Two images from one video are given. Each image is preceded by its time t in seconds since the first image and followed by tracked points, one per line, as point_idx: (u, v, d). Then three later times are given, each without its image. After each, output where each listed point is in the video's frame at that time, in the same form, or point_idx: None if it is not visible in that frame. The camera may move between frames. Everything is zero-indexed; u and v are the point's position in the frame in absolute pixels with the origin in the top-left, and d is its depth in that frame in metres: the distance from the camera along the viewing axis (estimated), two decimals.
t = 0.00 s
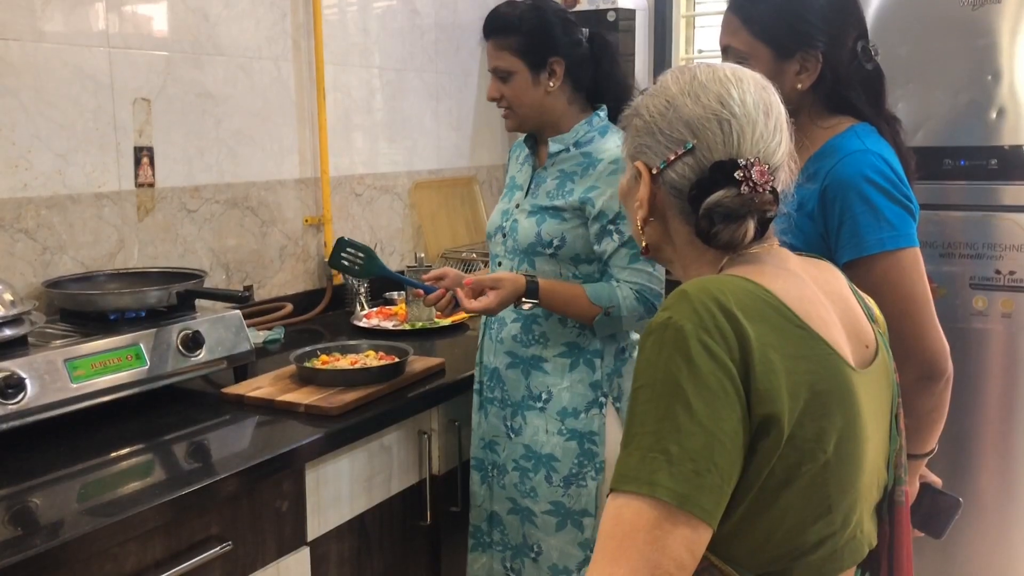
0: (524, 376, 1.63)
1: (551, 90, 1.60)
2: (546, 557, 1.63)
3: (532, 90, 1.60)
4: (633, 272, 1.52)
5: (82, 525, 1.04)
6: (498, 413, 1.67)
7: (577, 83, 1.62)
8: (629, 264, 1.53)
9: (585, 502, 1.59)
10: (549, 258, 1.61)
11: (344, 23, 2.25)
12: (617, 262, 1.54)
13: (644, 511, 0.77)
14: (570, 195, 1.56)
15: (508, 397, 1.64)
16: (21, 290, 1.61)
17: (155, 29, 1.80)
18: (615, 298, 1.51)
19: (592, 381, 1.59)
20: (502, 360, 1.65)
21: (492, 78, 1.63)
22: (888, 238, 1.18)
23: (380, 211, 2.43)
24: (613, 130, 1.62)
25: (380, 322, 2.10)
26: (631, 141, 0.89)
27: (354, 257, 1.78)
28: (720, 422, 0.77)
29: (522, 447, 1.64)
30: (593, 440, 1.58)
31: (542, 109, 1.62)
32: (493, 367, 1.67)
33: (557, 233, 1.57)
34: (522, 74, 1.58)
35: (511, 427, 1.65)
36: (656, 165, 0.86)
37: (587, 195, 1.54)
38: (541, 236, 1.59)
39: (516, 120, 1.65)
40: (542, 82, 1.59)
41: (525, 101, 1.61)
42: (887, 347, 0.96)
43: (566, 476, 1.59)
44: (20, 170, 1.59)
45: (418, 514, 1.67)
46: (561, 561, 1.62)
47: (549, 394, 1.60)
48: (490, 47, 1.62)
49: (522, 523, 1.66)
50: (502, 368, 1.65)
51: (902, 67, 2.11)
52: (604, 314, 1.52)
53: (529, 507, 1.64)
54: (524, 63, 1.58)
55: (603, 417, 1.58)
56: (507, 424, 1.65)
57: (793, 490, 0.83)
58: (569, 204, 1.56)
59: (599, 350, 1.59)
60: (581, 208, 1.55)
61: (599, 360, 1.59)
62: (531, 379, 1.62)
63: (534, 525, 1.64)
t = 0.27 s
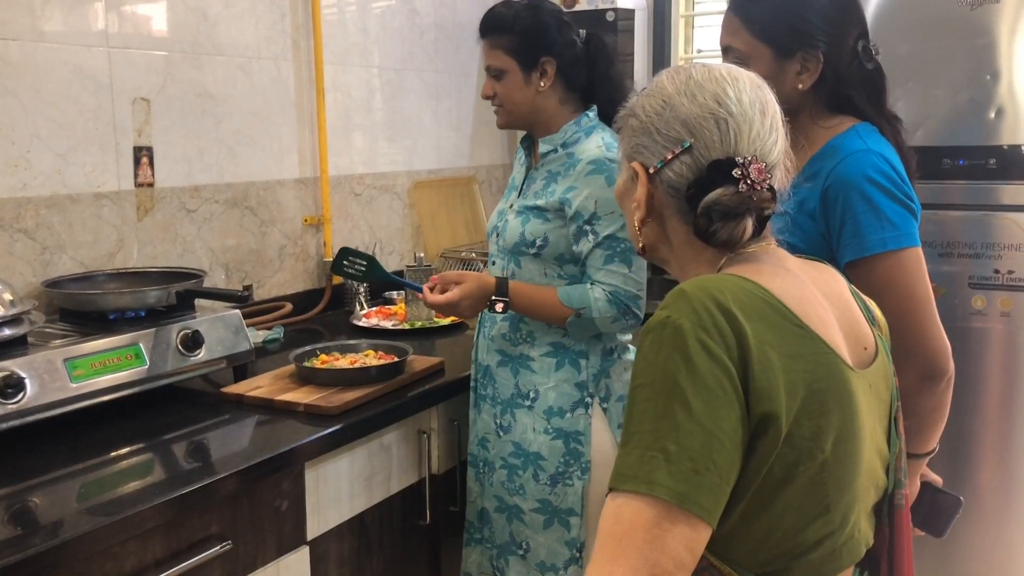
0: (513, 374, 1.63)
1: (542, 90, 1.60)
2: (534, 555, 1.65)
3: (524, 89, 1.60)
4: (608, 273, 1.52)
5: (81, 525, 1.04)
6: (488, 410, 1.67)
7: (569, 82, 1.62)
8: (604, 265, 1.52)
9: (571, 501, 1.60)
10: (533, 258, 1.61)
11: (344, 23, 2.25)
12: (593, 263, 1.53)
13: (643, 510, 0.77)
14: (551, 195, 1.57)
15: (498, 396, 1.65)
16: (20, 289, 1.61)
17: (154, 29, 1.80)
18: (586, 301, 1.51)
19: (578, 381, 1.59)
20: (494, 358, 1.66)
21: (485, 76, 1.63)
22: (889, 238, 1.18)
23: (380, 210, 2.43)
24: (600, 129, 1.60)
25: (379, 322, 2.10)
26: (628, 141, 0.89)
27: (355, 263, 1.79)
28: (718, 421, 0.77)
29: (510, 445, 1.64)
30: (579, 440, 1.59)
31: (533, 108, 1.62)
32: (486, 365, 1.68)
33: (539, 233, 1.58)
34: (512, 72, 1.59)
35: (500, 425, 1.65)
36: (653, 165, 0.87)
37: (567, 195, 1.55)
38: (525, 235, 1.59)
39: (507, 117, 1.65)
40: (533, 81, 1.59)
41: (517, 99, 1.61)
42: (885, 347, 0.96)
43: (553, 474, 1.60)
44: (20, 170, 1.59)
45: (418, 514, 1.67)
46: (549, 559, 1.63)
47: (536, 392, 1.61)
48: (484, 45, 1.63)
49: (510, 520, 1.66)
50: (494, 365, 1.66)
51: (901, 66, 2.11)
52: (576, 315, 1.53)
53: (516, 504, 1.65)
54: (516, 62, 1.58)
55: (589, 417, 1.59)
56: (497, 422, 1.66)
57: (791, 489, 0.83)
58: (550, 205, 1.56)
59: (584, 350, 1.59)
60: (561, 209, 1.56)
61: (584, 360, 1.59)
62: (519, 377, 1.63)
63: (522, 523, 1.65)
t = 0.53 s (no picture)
0: (507, 376, 1.63)
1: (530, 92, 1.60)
2: (515, 557, 1.65)
3: (512, 92, 1.60)
4: (591, 273, 1.52)
5: (77, 528, 1.04)
6: (481, 413, 1.66)
7: (557, 86, 1.62)
8: (587, 265, 1.53)
9: (557, 502, 1.62)
10: (522, 261, 1.62)
11: (341, 26, 2.25)
12: (577, 264, 1.54)
13: (639, 513, 0.77)
14: (536, 198, 1.58)
15: (493, 398, 1.64)
16: (16, 293, 1.61)
17: (151, 32, 1.80)
18: (569, 300, 1.52)
19: (571, 382, 1.61)
20: (489, 361, 1.66)
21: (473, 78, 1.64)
22: (886, 242, 1.18)
23: (376, 213, 2.43)
24: (584, 131, 1.60)
25: (376, 325, 2.11)
26: (624, 145, 0.89)
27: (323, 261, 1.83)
28: (713, 423, 0.77)
29: (503, 447, 1.63)
30: (570, 440, 1.61)
31: (521, 111, 1.62)
32: (481, 368, 1.67)
33: (526, 236, 1.59)
34: (501, 74, 1.59)
35: (494, 428, 1.64)
36: (650, 168, 0.87)
37: (551, 197, 1.55)
38: (512, 239, 1.61)
39: (495, 119, 1.65)
40: (521, 84, 1.59)
41: (504, 102, 1.61)
42: (880, 350, 0.97)
43: (541, 475, 1.61)
44: (16, 174, 1.59)
45: (414, 517, 1.67)
46: (530, 562, 1.64)
47: (531, 394, 1.61)
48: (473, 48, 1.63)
49: (499, 523, 1.66)
50: (489, 369, 1.65)
51: (896, 70, 2.12)
52: (560, 315, 1.54)
53: (504, 505, 1.64)
54: (504, 64, 1.58)
55: (581, 419, 1.61)
56: (490, 425, 1.65)
57: (787, 491, 0.84)
58: (535, 207, 1.57)
59: (576, 351, 1.61)
60: (545, 211, 1.57)
61: (576, 361, 1.61)
62: (514, 378, 1.62)
63: (506, 523, 1.65)
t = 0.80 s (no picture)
0: (498, 379, 1.63)
1: (519, 98, 1.61)
2: (490, 556, 1.65)
3: (500, 97, 1.60)
4: (585, 278, 1.53)
5: (68, 534, 1.04)
6: (473, 416, 1.66)
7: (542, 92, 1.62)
8: (581, 269, 1.53)
9: (533, 503, 1.62)
10: (515, 266, 1.62)
11: (334, 32, 2.25)
12: (571, 268, 1.54)
13: (633, 518, 0.78)
14: (529, 203, 1.58)
15: (485, 400, 1.64)
16: (7, 297, 1.60)
17: (144, 37, 1.80)
18: (564, 304, 1.52)
19: (557, 385, 1.61)
20: (480, 366, 1.66)
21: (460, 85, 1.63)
22: (881, 248, 1.19)
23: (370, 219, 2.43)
24: (575, 135, 1.62)
25: (369, 330, 2.10)
26: (616, 153, 0.89)
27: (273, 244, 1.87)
28: (708, 428, 0.77)
29: (491, 449, 1.64)
30: (552, 442, 1.61)
31: (510, 117, 1.62)
32: (473, 373, 1.67)
33: (521, 241, 1.59)
34: (488, 81, 1.59)
35: (485, 430, 1.64)
36: (646, 174, 0.86)
37: (545, 202, 1.56)
38: (506, 244, 1.60)
39: (484, 126, 1.65)
40: (509, 89, 1.60)
41: (493, 107, 1.61)
42: (874, 354, 0.97)
43: (521, 475, 1.61)
44: (8, 178, 1.59)
45: (407, 522, 1.66)
46: (503, 562, 1.63)
47: (518, 396, 1.61)
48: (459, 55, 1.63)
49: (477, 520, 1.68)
50: (480, 373, 1.66)
51: (888, 76, 2.13)
52: (554, 320, 1.53)
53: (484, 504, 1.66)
54: (490, 71, 1.58)
55: (565, 421, 1.62)
56: (481, 427, 1.65)
57: (782, 495, 0.84)
58: (529, 212, 1.57)
59: (564, 355, 1.61)
60: (540, 216, 1.57)
61: (564, 364, 1.61)
62: (504, 381, 1.63)
63: (485, 523, 1.65)
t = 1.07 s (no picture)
0: (483, 389, 1.63)
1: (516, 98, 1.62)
2: (501, 562, 1.64)
3: (500, 95, 1.60)
4: (569, 283, 1.52)
5: (58, 540, 1.03)
6: (459, 426, 1.66)
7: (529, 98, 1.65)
8: (564, 274, 1.52)
9: (534, 508, 1.61)
10: (497, 274, 1.62)
11: (326, 35, 2.25)
12: (553, 274, 1.54)
13: (626, 523, 0.77)
14: (509, 209, 1.58)
15: (469, 411, 1.64)
16: None
17: (135, 40, 1.79)
18: (548, 310, 1.51)
19: (546, 390, 1.61)
20: (464, 375, 1.66)
21: (454, 83, 1.61)
22: (874, 252, 1.19)
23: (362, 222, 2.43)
24: (553, 138, 1.62)
25: (361, 334, 2.10)
26: (593, 169, 0.89)
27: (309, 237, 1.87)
28: (701, 432, 0.77)
29: (482, 458, 1.63)
30: (544, 448, 1.60)
31: (506, 116, 1.62)
32: (457, 383, 1.67)
33: (502, 248, 1.59)
34: (492, 78, 1.59)
35: (472, 440, 1.64)
36: (631, 189, 0.86)
37: (526, 208, 1.56)
38: (488, 252, 1.60)
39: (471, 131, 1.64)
40: (509, 88, 1.61)
41: (491, 105, 1.60)
42: (867, 358, 0.97)
43: (517, 483, 1.61)
44: None
45: (399, 527, 1.66)
46: (515, 564, 1.63)
47: (506, 403, 1.61)
48: (449, 54, 1.61)
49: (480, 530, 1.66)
50: (464, 382, 1.66)
51: (878, 81, 2.14)
52: (538, 326, 1.52)
53: (482, 513, 1.65)
54: (496, 70, 1.59)
55: (556, 426, 1.61)
56: (468, 437, 1.65)
57: (776, 499, 0.83)
58: (511, 218, 1.57)
59: (550, 360, 1.61)
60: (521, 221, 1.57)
61: (550, 369, 1.61)
62: (490, 390, 1.63)
63: (487, 530, 1.65)
